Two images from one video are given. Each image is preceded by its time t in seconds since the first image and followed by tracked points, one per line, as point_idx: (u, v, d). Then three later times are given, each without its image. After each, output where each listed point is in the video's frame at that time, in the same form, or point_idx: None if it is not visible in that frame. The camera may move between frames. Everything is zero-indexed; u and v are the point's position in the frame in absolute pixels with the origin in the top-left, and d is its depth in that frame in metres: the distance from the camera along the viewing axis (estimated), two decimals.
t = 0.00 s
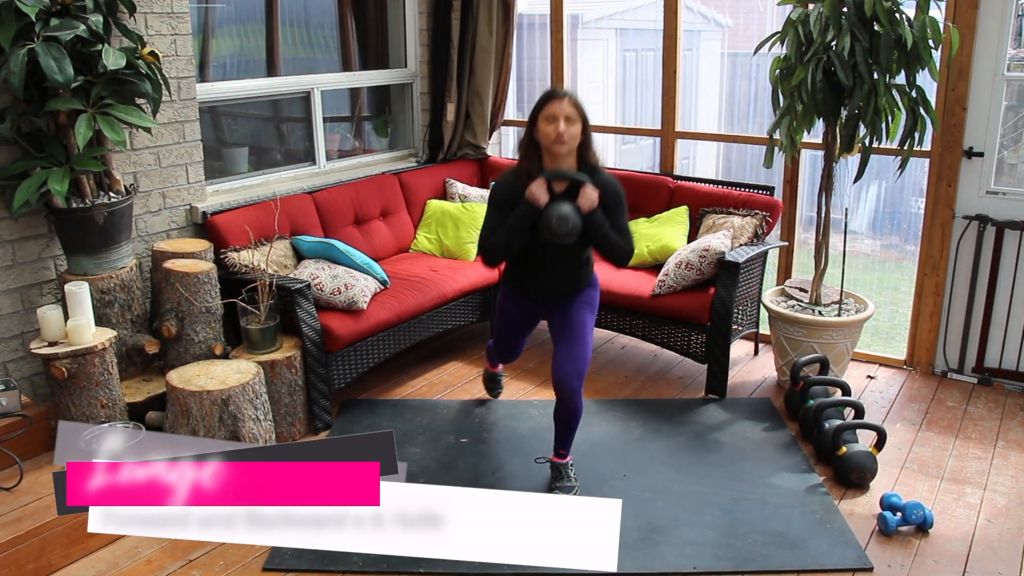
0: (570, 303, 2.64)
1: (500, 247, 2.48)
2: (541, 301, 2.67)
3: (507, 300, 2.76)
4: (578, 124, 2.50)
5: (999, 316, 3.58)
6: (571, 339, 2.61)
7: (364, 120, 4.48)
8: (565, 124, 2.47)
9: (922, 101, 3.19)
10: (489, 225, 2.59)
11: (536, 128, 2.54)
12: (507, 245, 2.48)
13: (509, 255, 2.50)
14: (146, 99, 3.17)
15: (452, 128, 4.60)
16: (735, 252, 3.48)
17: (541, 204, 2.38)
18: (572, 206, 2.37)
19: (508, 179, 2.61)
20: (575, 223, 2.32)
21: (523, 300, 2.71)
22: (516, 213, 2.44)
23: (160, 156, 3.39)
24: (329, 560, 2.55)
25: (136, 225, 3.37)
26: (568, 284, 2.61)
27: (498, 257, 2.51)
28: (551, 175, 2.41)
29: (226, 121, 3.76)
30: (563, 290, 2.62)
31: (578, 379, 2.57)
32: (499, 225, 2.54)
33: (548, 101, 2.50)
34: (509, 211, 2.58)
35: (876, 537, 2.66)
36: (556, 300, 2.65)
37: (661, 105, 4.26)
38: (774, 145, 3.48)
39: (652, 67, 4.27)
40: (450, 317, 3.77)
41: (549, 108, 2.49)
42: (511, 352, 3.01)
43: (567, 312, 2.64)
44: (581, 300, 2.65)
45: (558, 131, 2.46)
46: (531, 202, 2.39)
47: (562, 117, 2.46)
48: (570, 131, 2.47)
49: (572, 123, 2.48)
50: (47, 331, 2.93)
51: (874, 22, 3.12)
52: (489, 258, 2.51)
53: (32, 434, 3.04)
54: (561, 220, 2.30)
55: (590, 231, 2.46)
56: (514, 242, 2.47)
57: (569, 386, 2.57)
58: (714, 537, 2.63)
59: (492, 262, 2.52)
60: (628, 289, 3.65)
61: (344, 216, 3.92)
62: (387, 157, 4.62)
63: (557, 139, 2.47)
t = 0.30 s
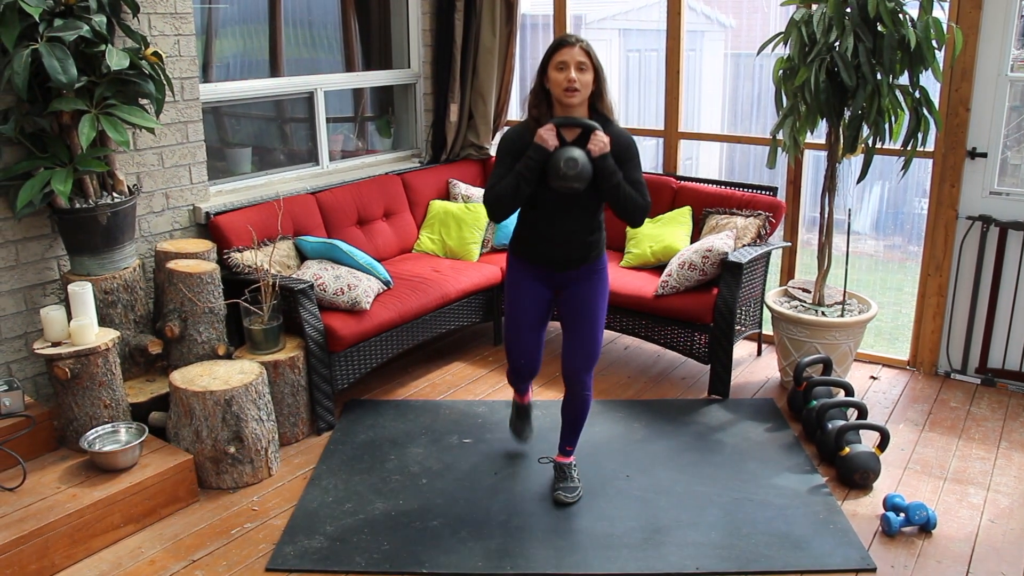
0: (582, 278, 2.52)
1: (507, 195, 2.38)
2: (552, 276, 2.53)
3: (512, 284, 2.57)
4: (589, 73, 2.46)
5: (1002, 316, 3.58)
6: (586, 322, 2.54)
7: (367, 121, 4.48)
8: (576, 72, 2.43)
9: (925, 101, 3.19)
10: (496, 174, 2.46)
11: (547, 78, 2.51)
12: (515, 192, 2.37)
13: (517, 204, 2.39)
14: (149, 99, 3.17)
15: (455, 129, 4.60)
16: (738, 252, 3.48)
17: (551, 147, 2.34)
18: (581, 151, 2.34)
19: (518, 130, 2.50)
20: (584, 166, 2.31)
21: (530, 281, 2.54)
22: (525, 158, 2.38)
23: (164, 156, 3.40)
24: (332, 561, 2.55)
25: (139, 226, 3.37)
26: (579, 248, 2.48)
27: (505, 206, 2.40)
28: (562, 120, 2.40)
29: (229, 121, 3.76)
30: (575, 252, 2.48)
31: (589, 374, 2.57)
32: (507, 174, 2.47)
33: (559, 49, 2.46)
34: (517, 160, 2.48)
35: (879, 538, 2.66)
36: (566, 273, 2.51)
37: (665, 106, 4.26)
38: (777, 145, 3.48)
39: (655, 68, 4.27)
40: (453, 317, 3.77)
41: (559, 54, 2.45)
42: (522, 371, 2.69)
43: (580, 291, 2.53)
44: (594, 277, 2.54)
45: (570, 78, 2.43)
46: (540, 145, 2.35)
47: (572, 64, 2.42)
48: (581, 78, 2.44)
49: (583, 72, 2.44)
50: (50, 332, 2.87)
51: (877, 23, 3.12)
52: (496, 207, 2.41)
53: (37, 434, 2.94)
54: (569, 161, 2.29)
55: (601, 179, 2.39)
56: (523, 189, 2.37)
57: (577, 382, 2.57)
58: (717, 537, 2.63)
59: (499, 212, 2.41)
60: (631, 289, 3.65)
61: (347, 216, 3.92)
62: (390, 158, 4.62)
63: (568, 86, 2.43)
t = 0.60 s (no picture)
0: (588, 282, 2.50)
1: (511, 196, 2.39)
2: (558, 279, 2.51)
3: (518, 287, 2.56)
4: (588, 70, 2.47)
5: (1004, 316, 3.58)
6: (592, 329, 2.53)
7: (369, 121, 4.48)
8: (575, 69, 2.44)
9: (927, 102, 3.18)
10: (498, 176, 2.48)
11: (545, 76, 2.52)
12: (518, 194, 2.38)
13: (521, 205, 2.40)
14: (151, 99, 3.17)
15: (457, 129, 4.60)
16: (740, 253, 3.48)
17: (553, 145, 2.36)
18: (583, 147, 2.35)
19: (518, 130, 2.52)
20: (588, 162, 2.32)
21: (537, 282, 2.53)
22: (527, 158, 2.39)
23: (166, 156, 3.40)
24: (334, 561, 2.54)
25: (141, 226, 3.37)
26: (586, 250, 2.48)
27: (509, 208, 2.41)
28: (561, 118, 2.43)
29: (231, 122, 3.76)
30: (582, 253, 2.47)
31: (592, 379, 2.58)
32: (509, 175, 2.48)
33: (556, 47, 2.46)
34: (519, 161, 2.50)
35: (881, 538, 2.66)
36: (572, 276, 2.50)
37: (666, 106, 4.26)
38: (779, 145, 3.49)
39: (657, 68, 4.27)
40: (454, 317, 3.77)
41: (557, 53, 2.45)
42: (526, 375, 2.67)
43: (587, 297, 2.51)
44: (602, 281, 2.53)
45: (568, 76, 2.44)
46: (541, 143, 2.36)
47: (571, 61, 2.43)
48: (579, 76, 2.44)
49: (582, 69, 2.45)
50: (52, 332, 2.87)
51: (879, 23, 3.12)
52: (500, 210, 2.42)
53: (38, 434, 2.94)
54: (572, 157, 2.30)
55: (605, 174, 2.40)
56: (526, 190, 2.38)
57: (580, 386, 2.59)
58: (719, 538, 2.63)
59: (503, 214, 2.42)
60: (632, 289, 3.65)
61: (349, 216, 3.92)
62: (392, 158, 4.62)
63: (567, 85, 2.44)
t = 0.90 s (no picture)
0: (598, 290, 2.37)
1: (507, 205, 2.23)
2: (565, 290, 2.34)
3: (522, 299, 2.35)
4: (583, 74, 2.31)
5: (1005, 317, 3.58)
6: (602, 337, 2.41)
7: (370, 121, 4.48)
8: (569, 74, 2.29)
9: (928, 102, 3.19)
10: (493, 185, 2.31)
11: (539, 82, 2.37)
12: (515, 202, 2.22)
13: (519, 214, 2.23)
14: (152, 99, 3.17)
15: (457, 130, 4.60)
16: (742, 253, 3.48)
17: (548, 150, 2.20)
18: (580, 150, 2.20)
19: (513, 138, 2.35)
20: (584, 165, 2.17)
21: (546, 291, 2.34)
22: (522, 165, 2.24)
23: (167, 156, 3.40)
24: (334, 562, 2.54)
25: (142, 226, 3.37)
26: (590, 257, 2.33)
27: (506, 218, 2.24)
28: (558, 123, 2.26)
29: (232, 122, 3.76)
30: (585, 261, 2.33)
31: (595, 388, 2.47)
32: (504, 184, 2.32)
33: (550, 51, 2.31)
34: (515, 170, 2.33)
35: (882, 538, 2.66)
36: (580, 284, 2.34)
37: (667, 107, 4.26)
38: (780, 146, 3.49)
39: (658, 69, 4.27)
40: (455, 317, 3.76)
41: (551, 57, 2.30)
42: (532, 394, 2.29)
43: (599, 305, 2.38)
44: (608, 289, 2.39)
45: (563, 81, 2.28)
46: (536, 149, 2.21)
47: (565, 66, 2.28)
48: (575, 80, 2.29)
49: (576, 73, 2.30)
50: (52, 332, 2.87)
51: (880, 24, 3.12)
52: (496, 220, 2.26)
53: (39, 434, 2.94)
54: (568, 160, 2.16)
55: (603, 178, 2.25)
56: (523, 198, 2.21)
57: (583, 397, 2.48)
58: (719, 538, 2.63)
59: (499, 224, 2.25)
60: (634, 289, 3.65)
61: (350, 217, 3.92)
62: (393, 158, 4.62)
63: (561, 90, 2.28)
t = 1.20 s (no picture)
0: (595, 346, 2.21)
1: (495, 250, 2.02)
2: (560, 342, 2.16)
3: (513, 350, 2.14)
4: (573, 113, 2.12)
5: (1005, 317, 3.58)
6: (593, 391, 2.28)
7: (370, 121, 4.48)
8: (558, 112, 2.09)
9: (929, 102, 3.19)
10: (477, 229, 2.09)
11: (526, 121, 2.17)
12: (503, 246, 2.01)
13: (507, 260, 2.03)
14: (152, 99, 3.17)
15: (458, 130, 4.60)
16: (742, 253, 3.48)
17: (538, 191, 2.00)
18: (572, 191, 2.00)
19: (497, 179, 2.14)
20: (578, 207, 1.96)
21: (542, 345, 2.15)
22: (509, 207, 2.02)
23: (167, 156, 3.39)
24: (334, 562, 2.54)
25: (142, 226, 3.37)
26: (583, 305, 2.14)
27: (494, 263, 2.03)
28: (547, 163, 2.06)
29: (233, 122, 3.76)
30: (577, 310, 2.13)
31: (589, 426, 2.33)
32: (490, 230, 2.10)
33: (538, 88, 2.12)
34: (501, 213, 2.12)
35: (883, 538, 2.66)
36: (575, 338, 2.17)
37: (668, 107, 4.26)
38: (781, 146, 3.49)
39: (659, 69, 4.26)
40: (456, 318, 3.76)
41: (538, 95, 2.10)
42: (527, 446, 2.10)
43: (595, 364, 2.23)
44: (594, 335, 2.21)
45: (551, 120, 2.09)
46: (526, 190, 2.00)
47: (554, 104, 2.09)
48: (564, 119, 2.09)
49: (566, 111, 2.11)
50: (52, 333, 2.87)
51: (880, 24, 3.12)
52: (483, 266, 2.05)
53: (39, 434, 2.94)
54: (561, 201, 1.95)
55: (596, 221, 2.05)
56: (512, 242, 2.01)
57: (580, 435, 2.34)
58: (719, 538, 2.63)
59: (486, 271, 2.04)
60: (634, 290, 3.65)
61: (350, 217, 3.92)
62: (393, 158, 4.62)
63: (550, 128, 2.08)
